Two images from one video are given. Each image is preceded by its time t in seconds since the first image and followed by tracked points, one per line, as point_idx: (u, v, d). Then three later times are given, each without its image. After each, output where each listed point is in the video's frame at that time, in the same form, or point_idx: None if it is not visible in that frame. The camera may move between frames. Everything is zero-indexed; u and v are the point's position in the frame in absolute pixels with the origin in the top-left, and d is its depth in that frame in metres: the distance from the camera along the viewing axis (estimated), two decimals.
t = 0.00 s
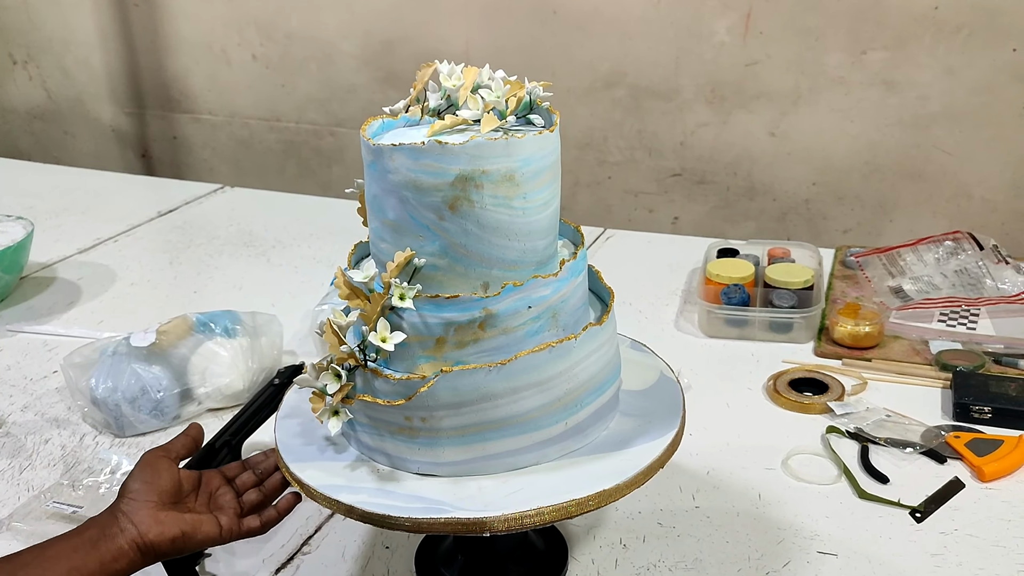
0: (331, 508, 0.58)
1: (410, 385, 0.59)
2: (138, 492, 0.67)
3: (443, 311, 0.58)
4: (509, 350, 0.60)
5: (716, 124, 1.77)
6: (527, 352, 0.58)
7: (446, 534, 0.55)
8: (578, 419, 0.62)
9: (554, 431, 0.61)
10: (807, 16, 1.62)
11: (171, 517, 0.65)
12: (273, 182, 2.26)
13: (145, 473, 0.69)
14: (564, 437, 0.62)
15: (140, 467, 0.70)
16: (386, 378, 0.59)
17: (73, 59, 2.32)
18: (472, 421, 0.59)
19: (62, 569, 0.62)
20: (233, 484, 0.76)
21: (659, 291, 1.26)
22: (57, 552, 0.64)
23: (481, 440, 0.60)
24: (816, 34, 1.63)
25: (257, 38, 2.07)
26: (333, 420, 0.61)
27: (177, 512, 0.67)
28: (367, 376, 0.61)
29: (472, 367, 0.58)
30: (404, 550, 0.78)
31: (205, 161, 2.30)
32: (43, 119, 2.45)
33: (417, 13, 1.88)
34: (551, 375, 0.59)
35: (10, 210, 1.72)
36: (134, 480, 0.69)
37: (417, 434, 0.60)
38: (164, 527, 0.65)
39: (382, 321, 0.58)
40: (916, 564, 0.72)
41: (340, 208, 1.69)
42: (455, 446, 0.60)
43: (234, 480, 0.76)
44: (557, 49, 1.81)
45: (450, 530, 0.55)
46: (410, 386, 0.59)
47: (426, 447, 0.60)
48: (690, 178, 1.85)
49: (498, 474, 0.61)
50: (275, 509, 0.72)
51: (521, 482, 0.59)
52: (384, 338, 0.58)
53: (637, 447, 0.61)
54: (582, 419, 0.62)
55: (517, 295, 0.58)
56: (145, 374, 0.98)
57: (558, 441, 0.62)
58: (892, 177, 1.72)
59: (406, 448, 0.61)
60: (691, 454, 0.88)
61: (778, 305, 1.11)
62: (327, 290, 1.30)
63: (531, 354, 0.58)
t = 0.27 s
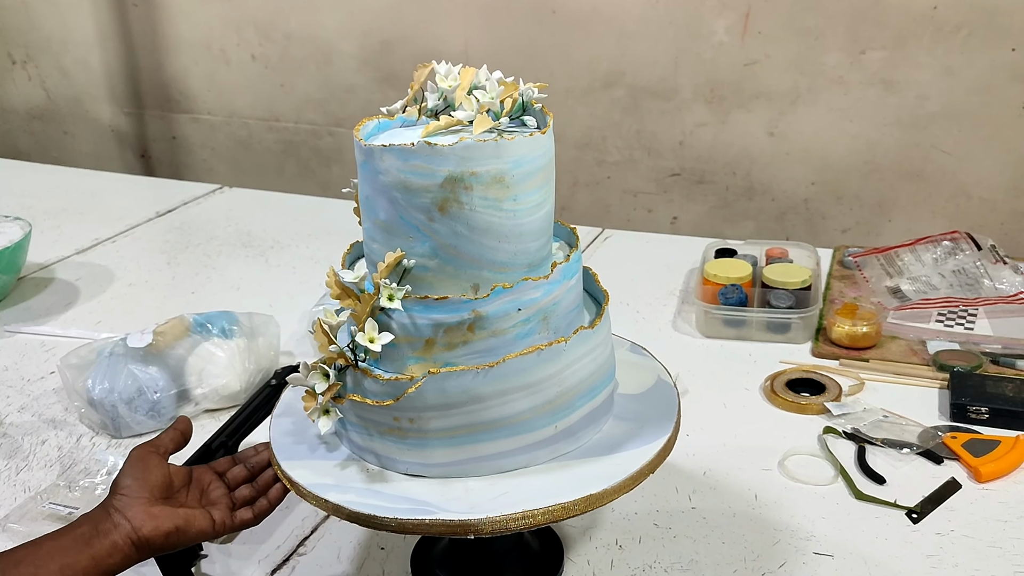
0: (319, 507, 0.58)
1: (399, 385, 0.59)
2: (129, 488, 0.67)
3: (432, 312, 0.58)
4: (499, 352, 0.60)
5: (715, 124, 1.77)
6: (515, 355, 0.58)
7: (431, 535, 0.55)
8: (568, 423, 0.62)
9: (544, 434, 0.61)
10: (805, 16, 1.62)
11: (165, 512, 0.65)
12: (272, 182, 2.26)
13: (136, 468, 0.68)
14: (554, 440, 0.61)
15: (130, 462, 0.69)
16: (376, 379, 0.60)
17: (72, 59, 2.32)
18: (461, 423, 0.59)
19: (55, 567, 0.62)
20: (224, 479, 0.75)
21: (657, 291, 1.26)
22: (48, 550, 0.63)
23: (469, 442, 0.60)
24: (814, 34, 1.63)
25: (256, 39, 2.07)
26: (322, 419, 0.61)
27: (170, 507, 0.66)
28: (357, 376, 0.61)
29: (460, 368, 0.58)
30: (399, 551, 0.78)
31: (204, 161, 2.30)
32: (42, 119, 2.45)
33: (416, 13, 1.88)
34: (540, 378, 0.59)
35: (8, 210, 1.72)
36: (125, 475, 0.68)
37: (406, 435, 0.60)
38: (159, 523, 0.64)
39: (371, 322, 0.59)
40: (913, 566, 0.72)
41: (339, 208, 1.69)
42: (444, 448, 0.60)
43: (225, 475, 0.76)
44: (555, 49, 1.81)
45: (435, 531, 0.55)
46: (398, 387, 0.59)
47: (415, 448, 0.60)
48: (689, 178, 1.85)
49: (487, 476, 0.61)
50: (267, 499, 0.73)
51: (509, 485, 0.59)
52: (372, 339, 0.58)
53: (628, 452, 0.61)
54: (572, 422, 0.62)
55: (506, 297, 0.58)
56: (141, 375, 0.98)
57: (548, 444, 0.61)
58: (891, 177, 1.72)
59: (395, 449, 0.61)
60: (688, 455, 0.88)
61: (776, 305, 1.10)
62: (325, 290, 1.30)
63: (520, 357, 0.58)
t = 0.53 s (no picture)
0: (312, 499, 0.59)
1: (391, 383, 0.59)
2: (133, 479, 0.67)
3: (426, 311, 0.59)
4: (493, 352, 0.60)
5: (716, 123, 1.77)
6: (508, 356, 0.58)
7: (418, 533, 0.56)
8: (563, 425, 0.62)
9: (538, 436, 0.61)
10: (807, 16, 1.62)
11: (169, 502, 0.65)
12: (274, 182, 2.26)
13: (139, 460, 0.68)
14: (548, 442, 0.61)
15: (133, 454, 0.69)
16: (370, 376, 0.60)
17: (74, 60, 2.32)
18: (453, 422, 0.59)
19: (61, 558, 0.61)
20: (226, 471, 0.75)
21: (658, 291, 1.26)
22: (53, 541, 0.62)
23: (462, 442, 0.60)
24: (815, 33, 1.63)
25: (257, 39, 2.07)
26: (319, 414, 0.62)
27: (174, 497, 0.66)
28: (353, 372, 0.62)
29: (452, 368, 0.58)
30: (402, 550, 0.78)
31: (206, 161, 2.31)
32: (43, 120, 2.45)
33: (417, 13, 1.88)
34: (534, 380, 0.59)
35: (10, 210, 1.72)
36: (127, 467, 0.68)
37: (399, 433, 0.60)
38: (164, 511, 0.64)
39: (364, 319, 0.59)
40: (915, 565, 0.72)
41: (340, 208, 1.69)
42: (437, 446, 0.60)
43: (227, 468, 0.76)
44: (557, 49, 1.81)
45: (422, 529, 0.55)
46: (392, 384, 0.59)
47: (408, 446, 0.61)
48: (690, 178, 1.85)
49: (479, 476, 0.61)
50: (269, 490, 0.74)
51: (500, 486, 0.59)
52: (366, 336, 0.59)
53: (624, 457, 0.61)
54: (567, 425, 0.62)
55: (501, 298, 0.58)
56: (144, 374, 0.98)
57: (542, 446, 0.61)
58: (892, 176, 1.71)
59: (389, 446, 0.61)
60: (690, 454, 0.88)
61: (778, 305, 1.10)
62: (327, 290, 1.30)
63: (513, 357, 0.58)
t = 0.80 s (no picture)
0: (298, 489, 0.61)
1: (379, 380, 0.60)
2: (139, 464, 0.66)
3: (415, 310, 0.59)
4: (480, 355, 0.60)
5: (718, 124, 1.77)
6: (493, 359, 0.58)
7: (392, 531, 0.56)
8: (550, 432, 0.61)
9: (524, 441, 0.61)
10: (808, 16, 1.62)
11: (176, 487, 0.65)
12: (276, 183, 2.27)
13: (143, 446, 0.67)
14: (533, 448, 0.61)
15: (136, 440, 0.68)
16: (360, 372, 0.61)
17: (76, 61, 2.32)
18: (437, 423, 0.59)
19: (71, 544, 0.61)
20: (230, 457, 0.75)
21: (660, 292, 1.26)
22: (62, 527, 0.62)
23: (445, 442, 0.60)
24: (817, 34, 1.63)
25: (259, 40, 2.07)
26: (314, 406, 0.63)
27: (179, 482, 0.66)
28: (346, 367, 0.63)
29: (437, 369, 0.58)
30: (404, 551, 0.78)
31: (208, 162, 2.31)
32: (45, 121, 2.45)
33: (419, 15, 1.88)
34: (519, 384, 0.59)
35: (13, 211, 1.72)
36: (130, 453, 0.67)
37: (386, 430, 0.61)
38: (172, 496, 0.65)
39: (353, 316, 0.60)
40: (918, 566, 0.72)
41: (342, 209, 1.69)
42: (422, 446, 0.61)
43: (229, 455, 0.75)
44: (558, 50, 1.81)
45: (396, 527, 0.56)
46: (379, 381, 0.60)
47: (395, 443, 0.61)
48: (692, 179, 1.85)
49: (463, 477, 0.61)
50: (271, 472, 0.73)
51: (482, 488, 0.59)
52: (353, 333, 0.60)
53: (611, 468, 0.60)
54: (554, 432, 0.62)
55: (489, 301, 0.58)
56: (146, 376, 0.99)
57: (528, 451, 0.61)
58: (894, 177, 1.71)
59: (377, 442, 0.62)
60: (693, 455, 0.88)
61: (780, 306, 1.10)
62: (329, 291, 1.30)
63: (499, 361, 0.58)
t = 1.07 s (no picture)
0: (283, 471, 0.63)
1: (358, 373, 0.61)
2: (150, 442, 0.66)
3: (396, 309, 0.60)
4: (457, 357, 0.60)
5: (718, 126, 1.77)
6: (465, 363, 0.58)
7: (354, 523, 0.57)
8: (525, 441, 0.61)
9: (496, 448, 0.60)
10: (809, 17, 1.62)
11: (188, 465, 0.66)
12: (276, 185, 2.27)
13: (153, 426, 0.67)
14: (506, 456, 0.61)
15: (146, 420, 0.68)
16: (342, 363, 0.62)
17: (77, 62, 2.32)
18: (409, 422, 0.60)
19: (88, 520, 0.61)
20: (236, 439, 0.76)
21: (661, 293, 1.26)
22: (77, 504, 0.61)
23: (418, 441, 0.61)
24: (817, 36, 1.63)
25: (260, 41, 2.08)
26: (307, 393, 0.64)
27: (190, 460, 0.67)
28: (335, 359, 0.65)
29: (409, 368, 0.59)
30: (405, 553, 0.78)
31: (209, 164, 2.31)
32: (46, 122, 2.46)
33: (419, 16, 1.89)
34: (491, 391, 0.59)
35: (14, 213, 1.72)
36: (139, 432, 0.67)
37: (366, 424, 0.62)
38: (185, 474, 0.65)
39: (334, 310, 0.61)
40: (919, 568, 0.72)
41: (343, 211, 1.69)
42: (397, 443, 0.61)
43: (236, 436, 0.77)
44: (559, 51, 1.81)
45: (355, 520, 0.57)
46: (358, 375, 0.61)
47: (374, 438, 0.62)
48: (692, 180, 1.85)
49: (435, 478, 0.61)
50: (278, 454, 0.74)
51: (449, 491, 0.60)
52: (333, 327, 0.61)
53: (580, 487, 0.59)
54: (529, 442, 0.61)
55: (465, 305, 0.58)
56: (147, 377, 0.99)
57: (500, 459, 0.61)
58: (895, 178, 1.71)
59: (359, 434, 0.63)
60: (694, 457, 0.88)
61: (781, 307, 1.10)
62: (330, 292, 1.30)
63: (471, 365, 0.58)
